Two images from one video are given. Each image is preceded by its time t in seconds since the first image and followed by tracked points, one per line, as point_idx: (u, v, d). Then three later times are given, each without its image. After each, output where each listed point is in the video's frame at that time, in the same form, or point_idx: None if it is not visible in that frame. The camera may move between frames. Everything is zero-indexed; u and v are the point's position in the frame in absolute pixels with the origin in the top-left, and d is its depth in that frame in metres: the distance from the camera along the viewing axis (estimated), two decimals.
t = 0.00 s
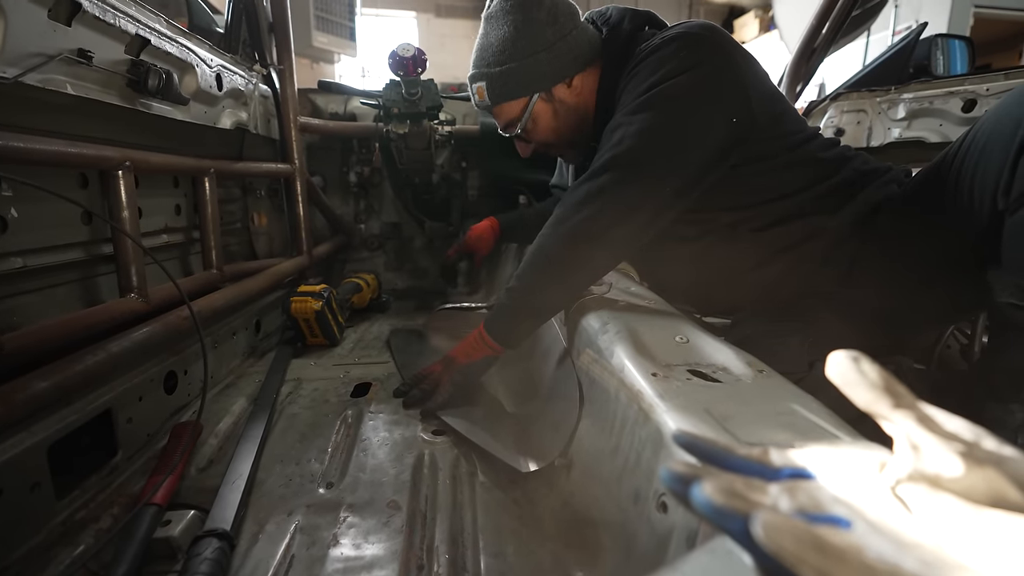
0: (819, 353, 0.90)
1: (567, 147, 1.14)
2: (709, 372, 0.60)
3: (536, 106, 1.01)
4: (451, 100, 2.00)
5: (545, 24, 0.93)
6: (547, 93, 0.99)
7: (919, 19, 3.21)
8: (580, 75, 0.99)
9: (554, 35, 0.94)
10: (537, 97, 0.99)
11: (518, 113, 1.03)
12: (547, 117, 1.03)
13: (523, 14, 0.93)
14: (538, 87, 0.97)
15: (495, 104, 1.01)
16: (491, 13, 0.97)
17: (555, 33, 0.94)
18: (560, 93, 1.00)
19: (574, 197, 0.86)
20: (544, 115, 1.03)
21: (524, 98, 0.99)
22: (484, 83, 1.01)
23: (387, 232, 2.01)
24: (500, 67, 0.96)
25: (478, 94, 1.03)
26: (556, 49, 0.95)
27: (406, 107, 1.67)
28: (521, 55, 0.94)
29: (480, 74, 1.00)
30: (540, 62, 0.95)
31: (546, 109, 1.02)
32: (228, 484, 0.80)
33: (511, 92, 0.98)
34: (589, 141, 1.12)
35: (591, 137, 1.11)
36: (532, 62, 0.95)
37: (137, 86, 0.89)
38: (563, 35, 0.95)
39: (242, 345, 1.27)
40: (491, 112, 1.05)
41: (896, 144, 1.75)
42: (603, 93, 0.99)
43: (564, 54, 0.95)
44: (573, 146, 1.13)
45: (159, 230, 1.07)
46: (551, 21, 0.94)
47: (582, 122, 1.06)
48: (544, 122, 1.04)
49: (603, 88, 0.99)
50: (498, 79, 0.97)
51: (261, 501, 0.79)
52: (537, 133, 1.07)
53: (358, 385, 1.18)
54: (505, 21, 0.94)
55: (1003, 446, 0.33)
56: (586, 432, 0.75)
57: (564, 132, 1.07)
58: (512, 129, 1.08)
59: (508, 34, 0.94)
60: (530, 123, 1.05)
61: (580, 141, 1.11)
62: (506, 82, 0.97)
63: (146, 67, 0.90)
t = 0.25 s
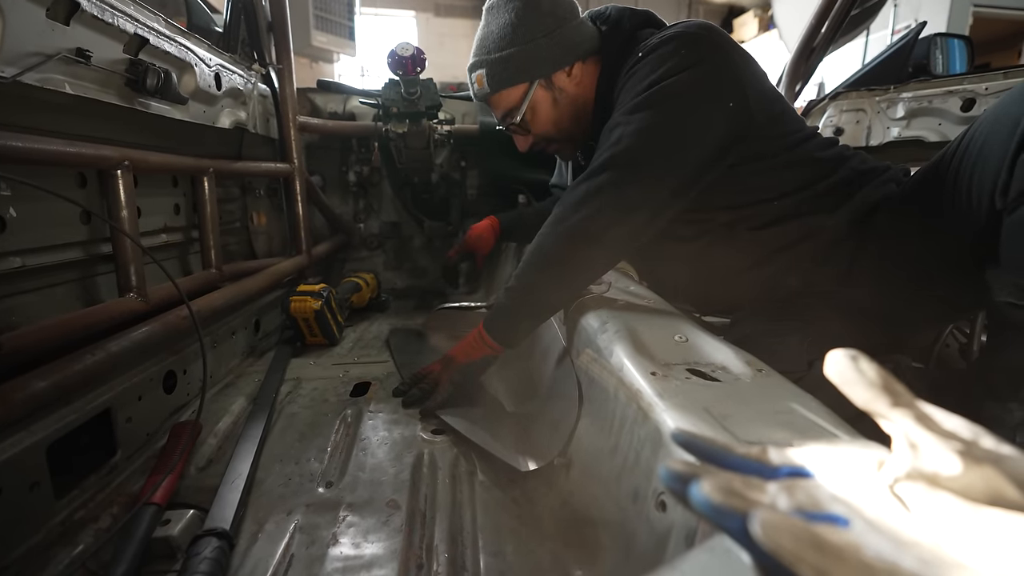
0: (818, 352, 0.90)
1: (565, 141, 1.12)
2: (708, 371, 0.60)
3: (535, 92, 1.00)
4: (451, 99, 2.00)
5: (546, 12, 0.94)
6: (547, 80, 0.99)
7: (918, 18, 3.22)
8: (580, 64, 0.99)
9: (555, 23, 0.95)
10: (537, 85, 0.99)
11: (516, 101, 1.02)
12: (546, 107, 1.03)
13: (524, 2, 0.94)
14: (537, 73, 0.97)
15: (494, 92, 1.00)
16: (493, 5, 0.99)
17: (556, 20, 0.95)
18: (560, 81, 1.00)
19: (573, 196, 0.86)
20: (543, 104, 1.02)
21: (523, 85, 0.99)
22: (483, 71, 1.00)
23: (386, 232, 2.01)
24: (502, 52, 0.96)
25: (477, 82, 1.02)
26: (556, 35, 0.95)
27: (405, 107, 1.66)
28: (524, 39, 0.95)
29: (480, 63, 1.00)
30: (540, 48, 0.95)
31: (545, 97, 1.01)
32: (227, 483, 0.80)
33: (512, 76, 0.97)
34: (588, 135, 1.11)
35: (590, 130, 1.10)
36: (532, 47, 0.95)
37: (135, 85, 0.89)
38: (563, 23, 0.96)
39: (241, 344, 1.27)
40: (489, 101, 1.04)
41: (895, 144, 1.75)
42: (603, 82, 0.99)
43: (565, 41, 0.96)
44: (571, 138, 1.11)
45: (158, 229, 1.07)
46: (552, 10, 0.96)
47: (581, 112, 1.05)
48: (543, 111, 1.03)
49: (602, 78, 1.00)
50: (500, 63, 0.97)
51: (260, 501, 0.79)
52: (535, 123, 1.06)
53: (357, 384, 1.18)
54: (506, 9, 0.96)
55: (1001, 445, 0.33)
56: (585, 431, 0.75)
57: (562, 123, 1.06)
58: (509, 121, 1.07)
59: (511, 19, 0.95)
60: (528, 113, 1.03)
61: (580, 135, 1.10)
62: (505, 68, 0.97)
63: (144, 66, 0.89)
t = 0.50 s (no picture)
0: (817, 352, 0.90)
1: (570, 118, 1.07)
2: (707, 370, 0.60)
3: (545, 50, 0.97)
4: (450, 99, 2.00)
5: None
6: (557, 40, 0.97)
7: (918, 17, 3.22)
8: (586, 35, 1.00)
9: None
10: (547, 44, 0.97)
11: (525, 63, 0.98)
12: (556, 69, 0.99)
13: None
14: (548, 29, 0.95)
15: (503, 51, 0.96)
16: None
17: None
18: (569, 44, 0.98)
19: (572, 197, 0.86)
20: (552, 67, 0.99)
21: (534, 41, 0.96)
22: (490, 35, 0.97)
23: (386, 232, 2.01)
24: (515, 12, 0.95)
25: (482, 48, 0.98)
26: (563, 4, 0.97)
27: (404, 107, 1.66)
28: None
29: (485, 31, 0.98)
30: (550, 10, 0.95)
31: (554, 58, 0.99)
32: (227, 483, 0.80)
33: (527, 32, 0.94)
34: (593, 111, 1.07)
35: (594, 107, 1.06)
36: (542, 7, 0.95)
37: (134, 85, 0.89)
38: None
39: (240, 345, 1.27)
40: (495, 68, 0.99)
41: (895, 143, 1.75)
42: (609, 52, 1.00)
43: (572, 19, 0.97)
44: (577, 114, 1.07)
45: (157, 229, 1.07)
46: None
47: (587, 81, 1.03)
48: (552, 74, 1.00)
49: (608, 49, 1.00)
50: (513, 22, 0.95)
51: (260, 500, 0.79)
52: (542, 90, 1.01)
53: (357, 384, 1.18)
54: None
55: (1000, 443, 0.33)
56: (585, 431, 0.75)
57: (570, 90, 1.02)
58: (514, 90, 1.01)
59: None
60: (536, 77, 0.99)
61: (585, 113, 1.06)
62: (514, 26, 0.94)
63: (143, 66, 0.89)
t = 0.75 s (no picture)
0: (816, 353, 0.90)
1: (566, 123, 1.08)
2: (707, 372, 0.60)
3: (538, 60, 0.97)
4: (450, 100, 2.00)
5: None
6: (550, 49, 0.97)
7: (918, 19, 3.23)
8: (580, 42, 1.00)
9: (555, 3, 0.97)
10: (541, 53, 0.97)
11: (518, 72, 0.98)
12: (549, 77, 1.00)
13: None
14: (541, 38, 0.95)
15: (498, 57, 0.96)
16: None
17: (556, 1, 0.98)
18: (562, 52, 0.98)
19: (585, 204, 0.84)
20: (546, 75, 0.99)
21: (527, 51, 0.96)
22: (485, 43, 0.98)
23: (385, 233, 2.01)
24: (512, 19, 0.95)
25: (478, 57, 0.99)
26: (557, 11, 0.97)
27: (404, 108, 1.66)
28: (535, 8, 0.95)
29: (482, 39, 0.98)
30: (543, 18, 0.95)
31: (547, 67, 0.99)
32: (226, 484, 0.80)
33: (523, 39, 0.95)
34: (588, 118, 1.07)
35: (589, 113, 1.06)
36: (536, 16, 0.95)
37: (135, 86, 0.89)
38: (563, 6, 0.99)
39: (240, 346, 1.27)
40: (489, 76, 1.00)
41: (894, 144, 1.75)
42: (603, 60, 1.00)
43: (568, 26, 0.98)
44: (572, 120, 1.07)
45: (157, 230, 1.07)
46: None
47: (581, 89, 1.03)
48: (545, 82, 1.00)
49: (602, 57, 1.00)
50: (510, 29, 0.95)
51: (259, 502, 0.79)
52: (536, 99, 1.01)
53: (356, 385, 1.18)
54: None
55: (1000, 446, 0.33)
56: (584, 432, 0.75)
57: (564, 98, 1.03)
58: (509, 96, 1.02)
59: None
60: (530, 85, 1.00)
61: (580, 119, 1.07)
62: (509, 35, 0.95)
63: (143, 68, 0.89)
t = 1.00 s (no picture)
0: (816, 354, 0.90)
1: (568, 126, 1.08)
2: (706, 374, 0.60)
3: (541, 64, 0.97)
4: (451, 102, 2.00)
5: None
6: (553, 52, 0.97)
7: (917, 20, 3.24)
8: (580, 44, 1.00)
9: (555, 6, 0.97)
10: (543, 57, 0.97)
11: (521, 76, 0.98)
12: (552, 81, 0.99)
13: None
14: (544, 42, 0.95)
15: (501, 63, 0.96)
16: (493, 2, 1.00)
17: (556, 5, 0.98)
18: (564, 55, 0.98)
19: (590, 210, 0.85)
20: (549, 79, 0.99)
21: (530, 55, 0.96)
22: (487, 48, 0.97)
23: (385, 234, 2.01)
24: (514, 23, 0.95)
25: (480, 61, 0.99)
26: (558, 15, 0.97)
27: (404, 109, 1.66)
28: (536, 11, 0.95)
29: (483, 44, 0.98)
30: (545, 23, 0.95)
31: (550, 71, 0.99)
32: (226, 486, 0.79)
33: (526, 44, 0.95)
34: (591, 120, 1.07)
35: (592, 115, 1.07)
36: (537, 20, 0.95)
37: (134, 88, 0.89)
38: (563, 9, 0.99)
39: (240, 347, 1.27)
40: (492, 81, 1.00)
41: (894, 145, 1.75)
42: (605, 61, 1.00)
43: (569, 30, 0.97)
44: (575, 122, 1.08)
45: (157, 232, 1.07)
46: None
47: (583, 91, 1.03)
48: (548, 86, 1.00)
49: (603, 58, 1.01)
50: (512, 35, 0.95)
51: (259, 503, 0.79)
52: (539, 102, 1.01)
53: (356, 386, 1.18)
54: None
55: (999, 448, 0.33)
56: (583, 433, 0.75)
57: (567, 100, 1.03)
58: (513, 102, 1.02)
59: None
60: (533, 89, 0.99)
61: (583, 121, 1.07)
62: (511, 39, 0.95)
63: (144, 69, 0.90)
